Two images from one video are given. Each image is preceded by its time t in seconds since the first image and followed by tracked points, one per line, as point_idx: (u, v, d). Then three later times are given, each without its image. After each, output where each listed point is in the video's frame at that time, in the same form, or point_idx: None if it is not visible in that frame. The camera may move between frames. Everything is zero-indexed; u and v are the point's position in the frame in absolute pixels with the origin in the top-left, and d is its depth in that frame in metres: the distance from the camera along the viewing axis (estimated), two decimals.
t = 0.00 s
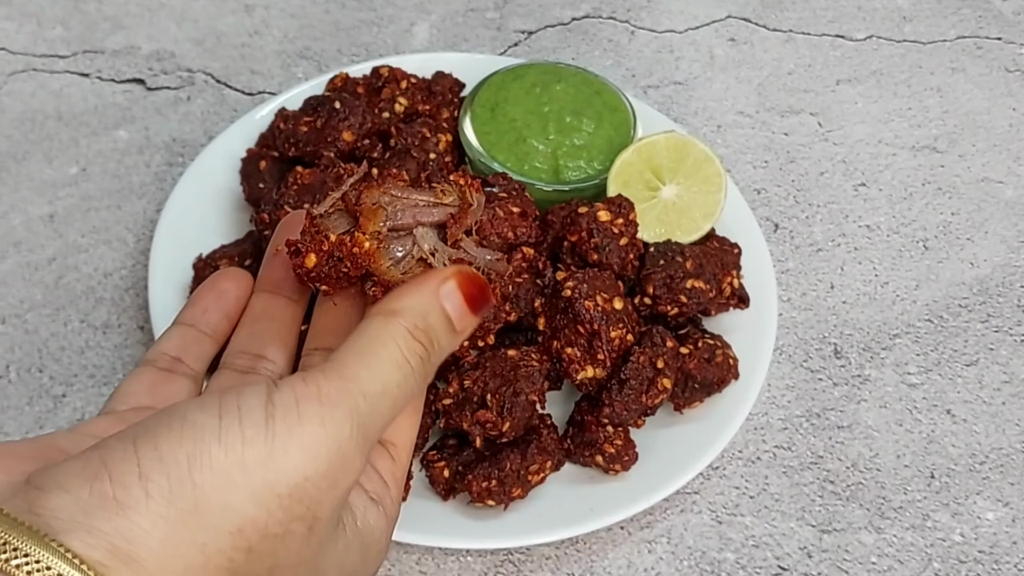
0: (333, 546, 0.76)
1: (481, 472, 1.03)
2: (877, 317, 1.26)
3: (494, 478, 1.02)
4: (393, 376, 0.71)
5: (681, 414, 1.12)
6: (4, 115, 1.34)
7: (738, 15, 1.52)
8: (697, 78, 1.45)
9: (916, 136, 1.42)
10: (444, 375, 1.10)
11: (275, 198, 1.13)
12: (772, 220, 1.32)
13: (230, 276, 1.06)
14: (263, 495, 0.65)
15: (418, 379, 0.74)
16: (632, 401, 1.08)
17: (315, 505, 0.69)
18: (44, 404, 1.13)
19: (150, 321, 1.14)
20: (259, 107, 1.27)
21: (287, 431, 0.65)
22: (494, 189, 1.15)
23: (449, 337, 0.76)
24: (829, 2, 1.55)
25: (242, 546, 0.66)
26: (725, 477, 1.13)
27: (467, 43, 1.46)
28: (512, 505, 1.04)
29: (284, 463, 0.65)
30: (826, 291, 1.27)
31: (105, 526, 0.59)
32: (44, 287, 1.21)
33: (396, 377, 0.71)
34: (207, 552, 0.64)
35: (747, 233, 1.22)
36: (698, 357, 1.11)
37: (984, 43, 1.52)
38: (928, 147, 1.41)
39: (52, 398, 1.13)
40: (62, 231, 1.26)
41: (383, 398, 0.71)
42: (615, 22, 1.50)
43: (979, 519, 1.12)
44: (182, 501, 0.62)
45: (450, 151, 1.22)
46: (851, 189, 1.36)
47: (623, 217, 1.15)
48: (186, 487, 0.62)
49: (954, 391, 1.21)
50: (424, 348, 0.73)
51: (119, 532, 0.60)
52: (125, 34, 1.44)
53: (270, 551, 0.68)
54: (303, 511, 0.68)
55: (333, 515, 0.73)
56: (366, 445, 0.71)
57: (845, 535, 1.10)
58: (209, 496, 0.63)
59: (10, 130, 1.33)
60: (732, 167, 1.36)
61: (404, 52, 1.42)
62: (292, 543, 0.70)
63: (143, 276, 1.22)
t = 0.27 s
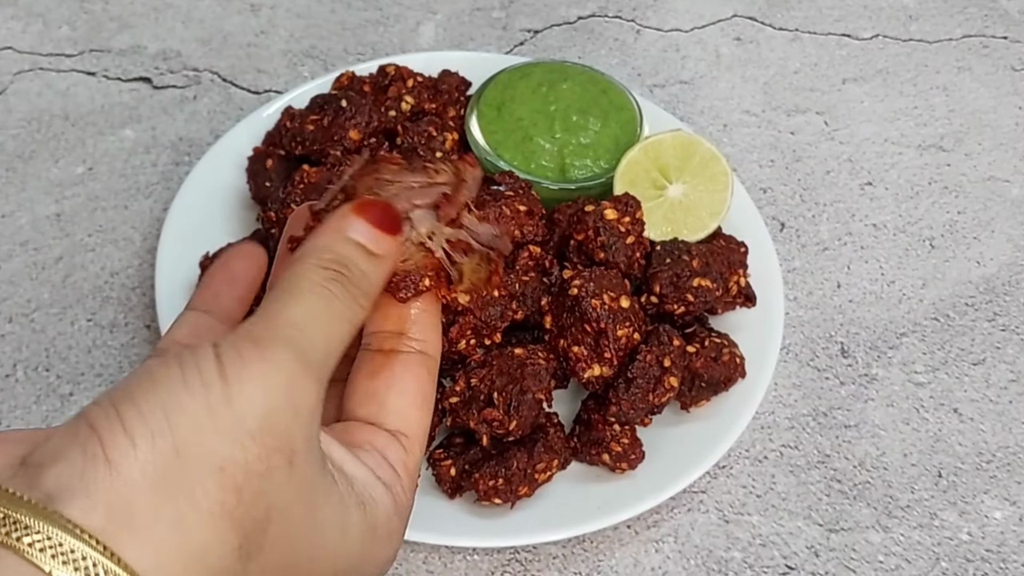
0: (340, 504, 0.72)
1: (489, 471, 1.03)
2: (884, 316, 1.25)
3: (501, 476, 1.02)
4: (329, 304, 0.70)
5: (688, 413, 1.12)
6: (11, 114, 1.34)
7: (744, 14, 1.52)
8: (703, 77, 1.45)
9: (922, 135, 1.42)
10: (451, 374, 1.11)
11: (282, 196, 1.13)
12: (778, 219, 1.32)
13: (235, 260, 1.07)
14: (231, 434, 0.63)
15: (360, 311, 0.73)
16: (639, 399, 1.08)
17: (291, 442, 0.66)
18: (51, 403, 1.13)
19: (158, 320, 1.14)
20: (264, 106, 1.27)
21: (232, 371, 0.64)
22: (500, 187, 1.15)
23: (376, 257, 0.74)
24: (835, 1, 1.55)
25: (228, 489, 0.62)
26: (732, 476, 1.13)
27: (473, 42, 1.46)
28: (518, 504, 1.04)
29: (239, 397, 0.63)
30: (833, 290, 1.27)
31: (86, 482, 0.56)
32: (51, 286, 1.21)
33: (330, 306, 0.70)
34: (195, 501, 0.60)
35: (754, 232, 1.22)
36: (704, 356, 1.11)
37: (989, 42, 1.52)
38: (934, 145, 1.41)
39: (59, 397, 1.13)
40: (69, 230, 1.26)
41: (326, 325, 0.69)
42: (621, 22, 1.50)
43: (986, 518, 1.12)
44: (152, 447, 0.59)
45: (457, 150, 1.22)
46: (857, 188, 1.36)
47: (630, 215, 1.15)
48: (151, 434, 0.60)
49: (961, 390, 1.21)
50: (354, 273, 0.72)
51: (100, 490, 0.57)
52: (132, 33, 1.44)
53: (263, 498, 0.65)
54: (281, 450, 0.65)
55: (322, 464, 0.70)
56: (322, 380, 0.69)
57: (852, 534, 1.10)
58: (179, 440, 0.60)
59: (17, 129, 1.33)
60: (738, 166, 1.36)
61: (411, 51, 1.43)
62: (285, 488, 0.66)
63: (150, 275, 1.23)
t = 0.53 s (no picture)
0: (336, 444, 0.69)
1: (493, 472, 1.03)
2: (888, 317, 1.25)
3: (505, 478, 1.02)
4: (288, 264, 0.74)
5: (692, 415, 1.12)
6: (16, 115, 1.35)
7: (749, 15, 1.52)
8: (708, 78, 1.45)
9: (927, 137, 1.42)
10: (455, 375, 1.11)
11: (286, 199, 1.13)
12: (782, 220, 1.32)
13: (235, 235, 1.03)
14: (186, 363, 0.64)
15: (330, 271, 0.75)
16: (643, 401, 1.08)
17: (255, 368, 0.66)
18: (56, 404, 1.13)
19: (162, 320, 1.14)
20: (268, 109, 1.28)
21: (188, 321, 0.67)
22: (504, 189, 1.16)
23: (337, 219, 0.77)
24: (839, 2, 1.55)
25: (188, 409, 0.62)
26: (736, 477, 1.13)
27: (477, 43, 1.46)
28: (522, 505, 1.04)
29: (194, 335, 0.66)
30: (837, 291, 1.27)
31: (47, 420, 0.59)
32: (56, 287, 1.22)
33: (290, 266, 0.73)
34: (155, 422, 0.61)
35: (759, 235, 1.22)
36: (709, 358, 1.10)
37: (995, 43, 1.51)
38: (939, 147, 1.41)
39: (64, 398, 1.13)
40: (74, 231, 1.26)
41: (291, 279, 0.72)
42: (626, 23, 1.50)
43: (990, 519, 1.12)
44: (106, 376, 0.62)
45: (461, 152, 1.22)
46: (862, 190, 1.36)
47: (634, 218, 1.15)
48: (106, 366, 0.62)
49: (966, 391, 1.21)
50: (314, 236, 0.76)
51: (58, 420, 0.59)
52: (136, 34, 1.44)
53: (235, 425, 0.64)
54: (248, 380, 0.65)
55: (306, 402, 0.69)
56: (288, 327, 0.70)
57: (856, 535, 1.10)
58: (132, 369, 0.63)
59: (22, 129, 1.34)
60: (742, 167, 1.36)
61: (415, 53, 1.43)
62: (260, 415, 0.65)
63: (154, 276, 1.23)
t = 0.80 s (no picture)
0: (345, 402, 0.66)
1: (494, 474, 1.03)
2: (890, 319, 1.25)
3: (506, 480, 1.02)
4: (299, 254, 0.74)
5: (694, 417, 1.11)
6: (18, 116, 1.35)
7: (752, 16, 1.52)
8: (710, 79, 1.44)
9: (930, 138, 1.41)
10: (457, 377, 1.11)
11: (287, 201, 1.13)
12: (785, 222, 1.32)
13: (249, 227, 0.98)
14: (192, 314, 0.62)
15: (342, 273, 0.75)
16: (645, 403, 1.07)
17: (259, 319, 0.64)
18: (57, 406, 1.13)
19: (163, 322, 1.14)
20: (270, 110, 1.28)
21: (194, 281, 0.66)
22: (505, 191, 1.16)
23: (345, 218, 0.78)
24: (842, 3, 1.55)
25: (191, 354, 0.60)
26: (738, 479, 1.13)
27: (479, 44, 1.46)
28: (524, 507, 1.04)
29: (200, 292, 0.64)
30: (840, 293, 1.27)
31: (49, 370, 0.58)
32: (57, 288, 1.21)
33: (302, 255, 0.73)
34: (155, 365, 0.59)
35: (761, 236, 1.22)
36: (710, 360, 1.10)
37: (998, 44, 1.51)
38: (941, 148, 1.40)
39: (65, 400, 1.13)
40: (75, 232, 1.26)
41: (306, 269, 0.72)
42: (628, 24, 1.50)
43: (992, 522, 1.12)
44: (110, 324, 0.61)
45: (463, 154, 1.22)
46: (864, 191, 1.36)
47: (636, 219, 1.15)
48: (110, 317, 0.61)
49: (968, 393, 1.21)
50: (325, 239, 0.76)
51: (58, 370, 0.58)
52: (138, 35, 1.44)
53: (237, 370, 0.61)
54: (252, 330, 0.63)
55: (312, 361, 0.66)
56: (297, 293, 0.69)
57: (858, 538, 1.10)
58: (133, 318, 0.61)
59: (24, 131, 1.34)
60: (745, 168, 1.36)
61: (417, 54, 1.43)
62: (263, 364, 0.62)
63: (156, 278, 1.23)
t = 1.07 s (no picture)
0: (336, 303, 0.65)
1: (499, 477, 1.03)
2: (895, 322, 1.25)
3: (511, 483, 1.02)
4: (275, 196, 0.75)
5: (698, 419, 1.11)
6: (22, 120, 1.35)
7: (755, 18, 1.52)
8: (714, 82, 1.44)
9: (934, 140, 1.41)
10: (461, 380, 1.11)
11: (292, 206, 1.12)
12: (789, 224, 1.32)
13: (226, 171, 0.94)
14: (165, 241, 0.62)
15: (326, 201, 0.76)
16: (649, 406, 1.07)
17: (233, 233, 0.64)
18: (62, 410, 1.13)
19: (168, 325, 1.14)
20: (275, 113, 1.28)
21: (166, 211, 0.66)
22: (509, 194, 1.15)
23: (327, 151, 0.77)
24: (846, 6, 1.55)
25: (167, 269, 0.60)
26: (743, 482, 1.13)
27: (483, 47, 1.46)
28: (529, 509, 1.04)
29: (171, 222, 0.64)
30: (844, 296, 1.27)
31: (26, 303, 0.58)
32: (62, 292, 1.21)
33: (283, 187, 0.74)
34: (131, 281, 0.59)
35: (765, 240, 1.22)
36: (715, 362, 1.10)
37: (1001, 47, 1.51)
38: (945, 151, 1.40)
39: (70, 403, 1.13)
40: (80, 236, 1.26)
41: (285, 197, 0.73)
42: (632, 26, 1.50)
43: (997, 524, 1.12)
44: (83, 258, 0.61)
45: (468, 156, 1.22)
46: (868, 194, 1.36)
47: (640, 221, 1.15)
48: (85, 251, 0.61)
49: (973, 396, 1.21)
50: (309, 170, 0.77)
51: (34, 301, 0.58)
52: (142, 38, 1.45)
53: (216, 278, 0.61)
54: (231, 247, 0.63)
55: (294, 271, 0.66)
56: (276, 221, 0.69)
57: (863, 541, 1.09)
58: (107, 247, 0.61)
59: (28, 134, 1.34)
60: (749, 171, 1.36)
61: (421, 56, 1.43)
62: (244, 271, 0.62)
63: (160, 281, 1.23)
